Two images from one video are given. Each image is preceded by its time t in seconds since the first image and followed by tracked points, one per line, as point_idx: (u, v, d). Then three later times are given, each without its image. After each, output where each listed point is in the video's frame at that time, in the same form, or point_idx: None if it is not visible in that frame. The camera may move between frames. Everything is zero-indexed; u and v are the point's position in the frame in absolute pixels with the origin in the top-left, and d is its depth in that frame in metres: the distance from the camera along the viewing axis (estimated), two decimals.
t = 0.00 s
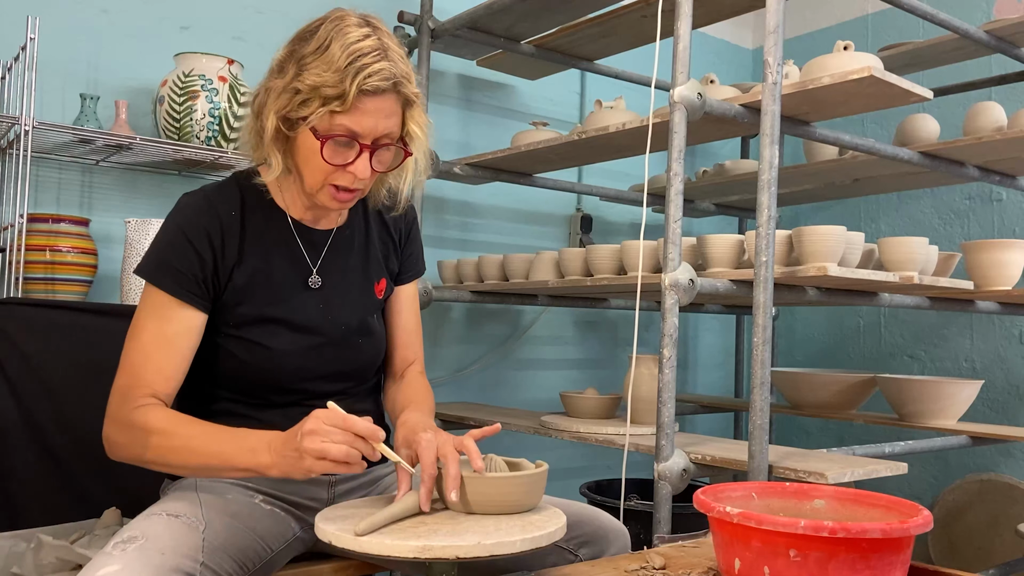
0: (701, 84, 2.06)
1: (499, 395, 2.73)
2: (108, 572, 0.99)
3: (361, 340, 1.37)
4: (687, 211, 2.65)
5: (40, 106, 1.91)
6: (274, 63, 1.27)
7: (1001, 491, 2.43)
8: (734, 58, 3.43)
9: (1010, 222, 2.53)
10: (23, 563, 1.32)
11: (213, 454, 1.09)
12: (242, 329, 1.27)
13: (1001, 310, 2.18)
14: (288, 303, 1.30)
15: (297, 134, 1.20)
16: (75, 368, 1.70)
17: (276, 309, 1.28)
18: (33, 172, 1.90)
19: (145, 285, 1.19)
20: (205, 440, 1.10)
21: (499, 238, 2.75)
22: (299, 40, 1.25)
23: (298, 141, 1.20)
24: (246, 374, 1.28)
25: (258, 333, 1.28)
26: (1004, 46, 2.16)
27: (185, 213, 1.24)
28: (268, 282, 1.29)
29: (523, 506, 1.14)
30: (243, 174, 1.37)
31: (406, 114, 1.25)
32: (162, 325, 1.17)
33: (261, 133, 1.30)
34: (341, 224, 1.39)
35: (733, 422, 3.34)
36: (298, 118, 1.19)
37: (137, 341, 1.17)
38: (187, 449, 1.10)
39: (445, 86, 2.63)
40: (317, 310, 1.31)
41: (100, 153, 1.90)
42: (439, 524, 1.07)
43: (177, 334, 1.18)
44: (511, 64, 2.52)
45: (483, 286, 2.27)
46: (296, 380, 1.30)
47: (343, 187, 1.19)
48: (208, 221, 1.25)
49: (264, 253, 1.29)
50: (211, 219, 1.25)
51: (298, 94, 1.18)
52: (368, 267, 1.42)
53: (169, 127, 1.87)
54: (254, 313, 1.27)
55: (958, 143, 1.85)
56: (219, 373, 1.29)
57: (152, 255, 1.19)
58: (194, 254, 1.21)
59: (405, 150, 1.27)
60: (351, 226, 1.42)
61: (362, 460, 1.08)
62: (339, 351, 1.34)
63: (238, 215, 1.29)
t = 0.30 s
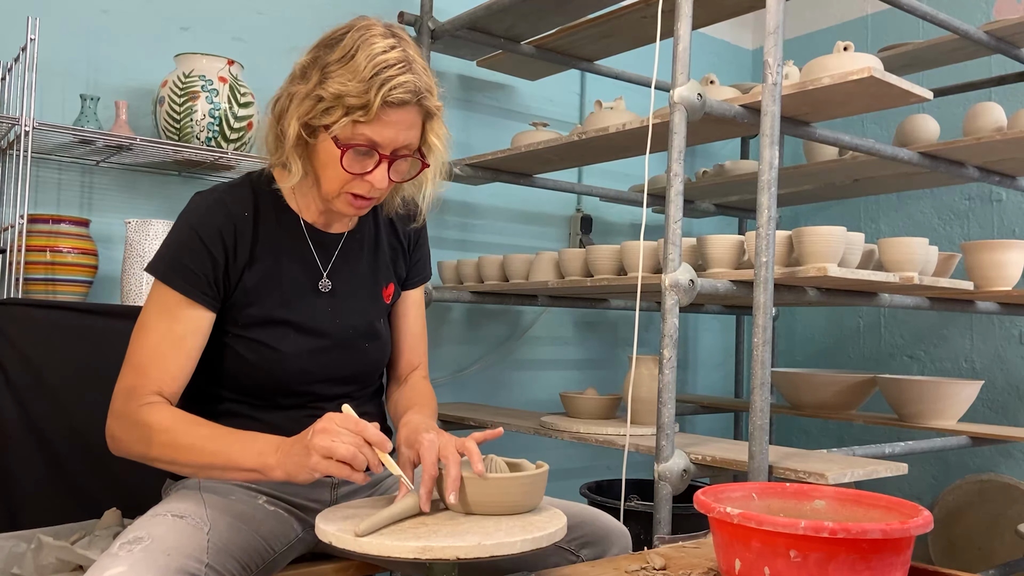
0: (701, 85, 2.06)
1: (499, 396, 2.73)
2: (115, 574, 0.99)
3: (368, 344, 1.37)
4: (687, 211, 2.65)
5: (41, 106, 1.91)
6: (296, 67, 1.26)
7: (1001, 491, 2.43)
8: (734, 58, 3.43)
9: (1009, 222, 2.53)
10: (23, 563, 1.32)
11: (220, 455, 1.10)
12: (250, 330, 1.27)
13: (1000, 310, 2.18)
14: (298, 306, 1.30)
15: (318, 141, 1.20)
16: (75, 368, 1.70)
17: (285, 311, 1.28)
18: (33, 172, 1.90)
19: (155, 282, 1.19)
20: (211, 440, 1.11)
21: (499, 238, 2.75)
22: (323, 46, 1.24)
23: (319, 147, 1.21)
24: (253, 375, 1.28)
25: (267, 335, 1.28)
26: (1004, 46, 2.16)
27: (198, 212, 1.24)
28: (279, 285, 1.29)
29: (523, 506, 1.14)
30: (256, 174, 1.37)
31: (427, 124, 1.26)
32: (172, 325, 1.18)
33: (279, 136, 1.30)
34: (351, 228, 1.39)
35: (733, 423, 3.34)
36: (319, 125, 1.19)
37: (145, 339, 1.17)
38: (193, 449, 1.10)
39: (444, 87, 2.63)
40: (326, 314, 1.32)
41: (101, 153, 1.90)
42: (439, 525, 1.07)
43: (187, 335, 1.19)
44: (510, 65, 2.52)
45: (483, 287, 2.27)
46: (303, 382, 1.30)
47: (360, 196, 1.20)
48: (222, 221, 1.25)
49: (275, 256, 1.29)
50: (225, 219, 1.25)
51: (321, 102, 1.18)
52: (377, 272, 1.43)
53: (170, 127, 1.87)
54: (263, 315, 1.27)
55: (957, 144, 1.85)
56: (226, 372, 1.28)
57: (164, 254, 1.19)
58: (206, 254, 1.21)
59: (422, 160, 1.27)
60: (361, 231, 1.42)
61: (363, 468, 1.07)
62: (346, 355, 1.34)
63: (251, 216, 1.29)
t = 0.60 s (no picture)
0: (701, 85, 2.06)
1: (499, 396, 2.73)
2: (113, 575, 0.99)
3: (368, 346, 1.37)
4: (686, 211, 2.65)
5: (40, 107, 1.91)
6: (298, 69, 1.26)
7: (1001, 492, 2.43)
8: (733, 59, 3.43)
9: (1009, 222, 2.53)
10: (23, 564, 1.32)
11: (221, 454, 1.10)
12: (250, 331, 1.27)
13: (1000, 311, 2.18)
14: (297, 307, 1.30)
15: (318, 144, 1.20)
16: (75, 369, 1.70)
17: (285, 312, 1.28)
18: (32, 173, 1.90)
19: (154, 283, 1.19)
20: (213, 441, 1.11)
21: (499, 239, 2.75)
22: (325, 49, 1.24)
23: (319, 150, 1.21)
24: (253, 376, 1.28)
25: (267, 336, 1.28)
26: (1004, 47, 2.16)
27: (199, 214, 1.24)
28: (278, 286, 1.29)
29: (523, 508, 1.14)
30: (257, 175, 1.37)
31: (427, 129, 1.26)
32: (172, 325, 1.17)
33: (279, 138, 1.29)
34: (350, 229, 1.39)
35: (733, 423, 3.34)
36: (320, 129, 1.19)
37: (143, 339, 1.16)
38: (193, 449, 1.10)
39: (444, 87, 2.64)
40: (326, 316, 1.32)
41: (100, 154, 1.90)
42: (438, 526, 1.07)
43: (186, 336, 1.19)
44: (510, 65, 2.52)
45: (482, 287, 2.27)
46: (302, 384, 1.30)
47: (360, 199, 1.20)
48: (222, 222, 1.25)
49: (275, 257, 1.29)
50: (225, 220, 1.25)
51: (322, 105, 1.18)
52: (377, 273, 1.42)
53: (169, 128, 1.87)
54: (262, 316, 1.27)
55: (957, 144, 1.85)
56: (225, 373, 1.28)
57: (164, 254, 1.19)
58: (206, 255, 1.21)
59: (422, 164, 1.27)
60: (360, 232, 1.42)
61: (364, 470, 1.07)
62: (346, 356, 1.34)
63: (251, 218, 1.29)
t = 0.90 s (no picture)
0: (700, 86, 2.06)
1: (499, 397, 2.73)
2: None
3: (366, 346, 1.37)
4: (686, 212, 2.65)
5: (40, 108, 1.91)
6: (291, 70, 1.26)
7: (1000, 492, 2.43)
8: (733, 60, 3.44)
9: (1009, 223, 2.53)
10: (22, 564, 1.32)
11: (218, 453, 1.10)
12: (247, 332, 1.27)
13: (1000, 311, 2.18)
14: (294, 307, 1.30)
15: (312, 145, 1.20)
16: (75, 369, 1.70)
17: (282, 313, 1.28)
18: (32, 173, 1.90)
19: (151, 284, 1.19)
20: (212, 441, 1.11)
21: (499, 239, 2.75)
22: (319, 49, 1.24)
23: (313, 151, 1.21)
24: (250, 377, 1.27)
25: (264, 336, 1.28)
26: (1003, 47, 2.16)
27: (194, 215, 1.24)
28: (275, 286, 1.29)
29: (523, 509, 1.15)
30: (252, 176, 1.37)
31: (421, 129, 1.26)
32: (169, 326, 1.17)
33: (274, 139, 1.29)
34: (346, 229, 1.39)
35: (733, 423, 3.34)
36: (314, 130, 1.19)
37: (140, 340, 1.16)
38: (192, 449, 1.10)
39: (444, 88, 2.64)
40: (323, 315, 1.32)
41: (100, 155, 1.90)
42: (438, 527, 1.07)
43: (183, 336, 1.19)
44: (510, 65, 2.52)
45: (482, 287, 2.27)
46: (300, 384, 1.30)
47: (354, 200, 1.20)
48: (218, 223, 1.25)
49: (271, 258, 1.29)
50: (220, 221, 1.25)
51: (316, 107, 1.18)
52: (373, 272, 1.42)
53: (169, 129, 1.87)
54: (259, 317, 1.27)
55: (957, 145, 1.85)
56: (223, 374, 1.28)
57: (160, 256, 1.19)
58: (202, 256, 1.21)
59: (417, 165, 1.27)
60: (356, 232, 1.42)
61: (360, 470, 1.07)
62: (344, 356, 1.34)
63: (246, 218, 1.29)
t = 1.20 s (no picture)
0: (700, 85, 2.06)
1: (499, 397, 2.73)
2: None
3: (362, 345, 1.37)
4: (686, 212, 2.65)
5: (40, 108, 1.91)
6: (283, 70, 1.26)
7: (1000, 492, 2.43)
8: (733, 60, 3.44)
9: (1009, 222, 2.53)
10: (23, 564, 1.32)
11: (216, 464, 1.10)
12: (243, 334, 1.28)
13: (1000, 311, 2.18)
14: (288, 308, 1.30)
15: (304, 145, 1.20)
16: (75, 369, 1.70)
17: (277, 314, 1.28)
18: (32, 173, 1.90)
19: (146, 289, 1.19)
20: (213, 448, 1.11)
21: (499, 239, 2.75)
22: (310, 49, 1.24)
23: (305, 151, 1.21)
24: (246, 378, 1.28)
25: (260, 337, 1.28)
26: (1003, 47, 2.16)
27: (187, 218, 1.24)
28: (270, 287, 1.29)
29: (523, 509, 1.15)
30: (245, 177, 1.37)
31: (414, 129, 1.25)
32: (166, 332, 1.18)
33: (266, 139, 1.30)
34: (341, 229, 1.39)
35: (733, 423, 3.34)
36: (305, 130, 1.19)
37: (140, 347, 1.17)
38: (192, 457, 1.11)
39: (444, 88, 2.64)
40: (318, 316, 1.32)
41: (100, 155, 1.90)
42: (438, 526, 1.07)
43: (181, 341, 1.19)
44: (510, 66, 2.52)
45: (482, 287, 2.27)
46: (296, 385, 1.30)
47: (347, 200, 1.20)
48: (210, 226, 1.25)
49: (265, 259, 1.29)
50: (213, 224, 1.25)
51: (307, 107, 1.18)
52: (369, 271, 1.42)
53: (169, 129, 1.87)
54: (254, 318, 1.27)
55: (957, 144, 1.85)
56: (220, 376, 1.28)
57: (154, 261, 1.20)
58: (195, 260, 1.21)
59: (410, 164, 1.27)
60: (351, 232, 1.41)
61: (355, 477, 1.07)
62: (340, 356, 1.34)
63: (240, 221, 1.29)
